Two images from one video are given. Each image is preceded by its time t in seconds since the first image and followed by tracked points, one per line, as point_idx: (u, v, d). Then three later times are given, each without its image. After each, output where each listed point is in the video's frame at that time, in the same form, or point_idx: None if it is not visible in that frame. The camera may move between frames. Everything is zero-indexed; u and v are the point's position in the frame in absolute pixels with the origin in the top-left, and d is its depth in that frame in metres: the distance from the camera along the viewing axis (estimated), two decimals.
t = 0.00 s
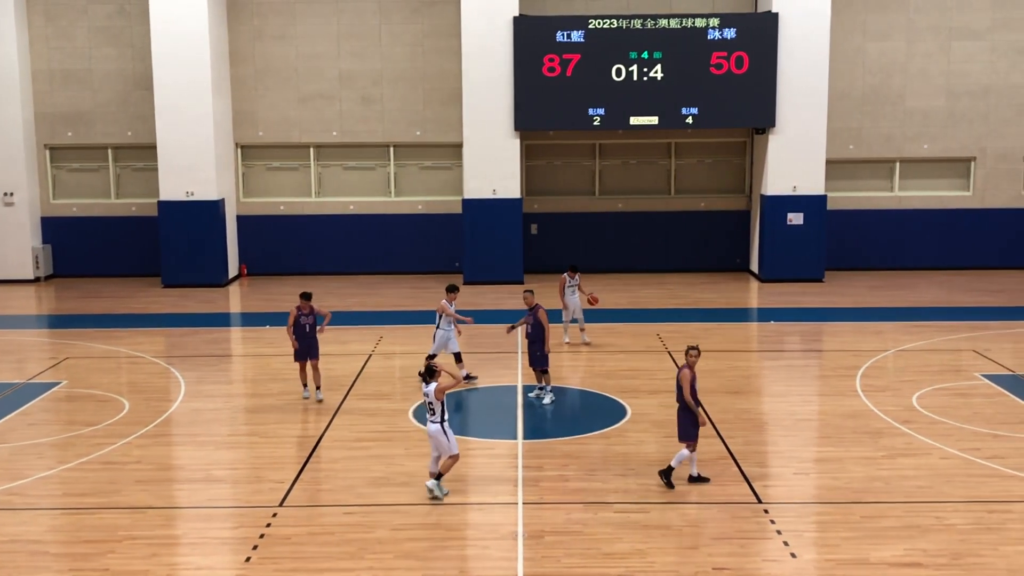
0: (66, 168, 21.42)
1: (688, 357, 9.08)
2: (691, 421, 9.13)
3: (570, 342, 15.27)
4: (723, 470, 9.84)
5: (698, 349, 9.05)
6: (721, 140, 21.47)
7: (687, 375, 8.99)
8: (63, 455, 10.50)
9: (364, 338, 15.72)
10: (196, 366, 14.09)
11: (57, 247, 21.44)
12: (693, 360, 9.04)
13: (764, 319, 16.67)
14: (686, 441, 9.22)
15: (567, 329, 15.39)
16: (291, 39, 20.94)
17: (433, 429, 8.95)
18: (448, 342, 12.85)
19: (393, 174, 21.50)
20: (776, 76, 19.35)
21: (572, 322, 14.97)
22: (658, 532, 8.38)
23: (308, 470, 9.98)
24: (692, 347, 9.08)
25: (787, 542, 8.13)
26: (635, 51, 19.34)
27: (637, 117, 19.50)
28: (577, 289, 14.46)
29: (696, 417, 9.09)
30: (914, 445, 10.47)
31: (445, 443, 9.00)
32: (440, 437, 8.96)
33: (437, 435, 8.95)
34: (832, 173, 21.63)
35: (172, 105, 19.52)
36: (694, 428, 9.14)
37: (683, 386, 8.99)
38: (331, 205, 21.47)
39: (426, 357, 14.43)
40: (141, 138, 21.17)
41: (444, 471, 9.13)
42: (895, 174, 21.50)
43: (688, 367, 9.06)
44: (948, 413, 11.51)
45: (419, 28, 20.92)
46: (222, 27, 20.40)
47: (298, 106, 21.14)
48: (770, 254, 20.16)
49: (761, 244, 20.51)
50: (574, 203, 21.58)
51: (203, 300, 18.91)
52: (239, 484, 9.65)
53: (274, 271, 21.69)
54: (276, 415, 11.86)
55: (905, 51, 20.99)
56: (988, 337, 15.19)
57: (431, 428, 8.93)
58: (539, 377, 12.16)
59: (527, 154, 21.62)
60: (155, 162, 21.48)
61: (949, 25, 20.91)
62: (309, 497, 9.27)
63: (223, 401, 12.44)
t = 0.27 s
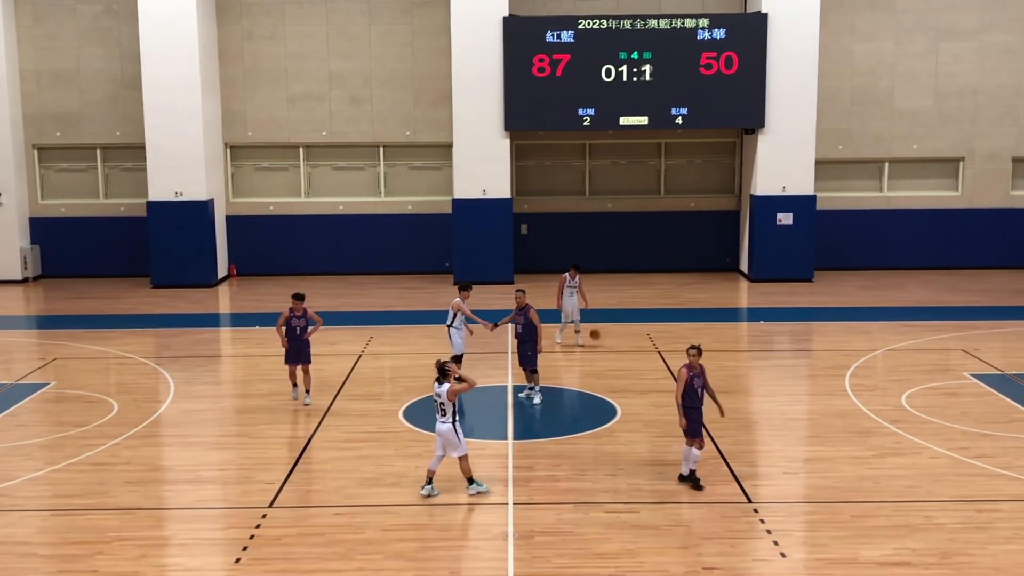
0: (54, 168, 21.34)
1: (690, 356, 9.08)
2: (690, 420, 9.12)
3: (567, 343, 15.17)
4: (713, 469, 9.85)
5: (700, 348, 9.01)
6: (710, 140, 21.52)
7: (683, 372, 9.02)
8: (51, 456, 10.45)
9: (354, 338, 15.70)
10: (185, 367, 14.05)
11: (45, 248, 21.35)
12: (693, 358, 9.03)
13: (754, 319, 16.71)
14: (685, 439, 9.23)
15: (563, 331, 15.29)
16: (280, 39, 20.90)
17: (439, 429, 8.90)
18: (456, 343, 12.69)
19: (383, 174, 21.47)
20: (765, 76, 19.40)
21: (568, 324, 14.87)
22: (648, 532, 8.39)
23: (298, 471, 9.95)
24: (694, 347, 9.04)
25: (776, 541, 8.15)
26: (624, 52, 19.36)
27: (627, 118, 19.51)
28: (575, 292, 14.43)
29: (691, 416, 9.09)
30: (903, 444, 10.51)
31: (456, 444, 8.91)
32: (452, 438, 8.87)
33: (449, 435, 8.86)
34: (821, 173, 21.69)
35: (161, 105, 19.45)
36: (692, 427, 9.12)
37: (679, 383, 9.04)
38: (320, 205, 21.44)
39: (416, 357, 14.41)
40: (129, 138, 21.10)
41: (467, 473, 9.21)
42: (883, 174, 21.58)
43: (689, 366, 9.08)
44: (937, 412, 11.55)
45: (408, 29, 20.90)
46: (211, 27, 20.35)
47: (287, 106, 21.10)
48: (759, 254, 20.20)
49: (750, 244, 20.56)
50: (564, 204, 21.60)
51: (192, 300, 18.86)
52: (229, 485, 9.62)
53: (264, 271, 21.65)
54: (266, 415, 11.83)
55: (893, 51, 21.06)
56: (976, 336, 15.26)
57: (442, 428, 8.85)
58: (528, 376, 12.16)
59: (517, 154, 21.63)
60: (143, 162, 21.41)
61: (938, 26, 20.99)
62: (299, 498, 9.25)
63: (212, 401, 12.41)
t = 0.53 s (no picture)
0: (47, 168, 21.30)
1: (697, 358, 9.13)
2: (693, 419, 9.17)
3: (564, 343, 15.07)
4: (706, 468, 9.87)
5: (702, 349, 9.03)
6: (704, 140, 21.55)
7: (686, 373, 9.12)
8: (44, 456, 10.43)
9: (348, 337, 15.69)
10: (179, 366, 14.03)
11: (38, 247, 21.29)
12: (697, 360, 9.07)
13: (747, 319, 16.74)
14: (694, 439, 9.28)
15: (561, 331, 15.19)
16: (274, 39, 20.88)
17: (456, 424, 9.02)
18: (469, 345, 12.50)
19: (376, 174, 21.47)
20: (758, 77, 19.43)
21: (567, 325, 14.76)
22: (642, 531, 8.40)
23: (291, 470, 9.94)
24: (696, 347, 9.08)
25: (770, 540, 8.17)
26: (618, 52, 19.38)
27: (621, 118, 19.52)
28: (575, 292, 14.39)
29: (693, 416, 9.14)
30: (896, 443, 10.54)
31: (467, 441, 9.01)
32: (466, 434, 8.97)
33: (463, 430, 8.98)
34: (814, 173, 21.74)
35: (154, 105, 19.42)
36: (695, 427, 9.18)
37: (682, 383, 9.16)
38: (313, 205, 21.42)
39: (409, 357, 14.41)
40: (122, 138, 21.06)
41: (467, 470, 9.22)
42: (876, 175, 21.64)
43: (694, 367, 9.14)
44: (930, 411, 11.58)
45: (402, 29, 20.89)
46: (205, 27, 20.32)
47: (280, 106, 21.07)
48: (752, 254, 20.24)
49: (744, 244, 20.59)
50: (558, 203, 21.62)
51: (185, 299, 18.83)
52: (222, 484, 9.61)
53: (257, 271, 21.62)
54: (260, 415, 11.81)
55: (886, 52, 21.12)
56: (969, 335, 15.31)
57: (459, 424, 8.98)
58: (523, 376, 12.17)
59: (511, 154, 21.65)
60: (136, 162, 21.37)
61: (931, 26, 21.05)
62: (292, 498, 9.24)
63: (205, 401, 12.39)
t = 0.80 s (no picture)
0: (43, 169, 21.28)
1: (706, 361, 9.05)
2: (707, 421, 9.12)
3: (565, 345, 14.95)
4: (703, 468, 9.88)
5: (717, 352, 9.02)
6: (700, 142, 21.57)
7: (702, 377, 8.98)
8: (40, 456, 10.41)
9: (344, 338, 15.68)
10: (176, 367, 14.01)
11: (34, 248, 21.26)
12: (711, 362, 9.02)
13: (743, 319, 16.76)
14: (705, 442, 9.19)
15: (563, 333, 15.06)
16: (270, 40, 20.88)
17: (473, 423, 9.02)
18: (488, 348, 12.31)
19: (373, 175, 21.47)
20: (754, 78, 19.46)
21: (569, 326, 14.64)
22: (638, 531, 8.40)
23: (288, 471, 9.94)
24: (710, 351, 9.02)
25: (766, 540, 8.18)
26: (614, 53, 19.40)
27: (617, 119, 19.54)
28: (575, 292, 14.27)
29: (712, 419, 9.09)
30: (892, 443, 10.55)
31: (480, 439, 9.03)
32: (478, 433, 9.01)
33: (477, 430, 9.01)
34: (811, 174, 21.78)
35: (151, 105, 19.41)
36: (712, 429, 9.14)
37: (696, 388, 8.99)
38: (310, 206, 21.42)
39: (406, 357, 14.40)
40: (119, 139, 21.05)
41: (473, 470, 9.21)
42: (872, 176, 21.68)
43: (703, 370, 9.02)
44: (926, 411, 11.60)
45: (399, 30, 20.90)
46: (201, 28, 20.31)
47: (277, 107, 21.07)
48: (749, 255, 20.27)
49: (740, 245, 20.61)
50: (554, 204, 21.63)
51: (182, 300, 18.82)
52: (219, 484, 9.60)
53: (253, 271, 21.62)
54: (256, 415, 11.80)
55: (882, 53, 21.16)
56: (965, 336, 15.34)
57: (472, 424, 8.98)
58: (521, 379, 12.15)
59: (507, 155, 21.67)
60: (133, 163, 21.36)
61: (927, 28, 21.09)
62: (289, 498, 9.23)
63: (202, 401, 12.38)
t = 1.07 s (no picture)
0: (42, 168, 21.26)
1: (720, 363, 8.84)
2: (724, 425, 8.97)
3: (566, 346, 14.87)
4: (701, 469, 9.88)
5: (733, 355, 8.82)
6: (699, 141, 21.56)
7: (716, 381, 8.77)
8: (38, 457, 10.40)
9: (343, 338, 15.68)
10: (174, 367, 14.00)
11: (33, 248, 21.25)
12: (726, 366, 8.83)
13: (742, 319, 16.76)
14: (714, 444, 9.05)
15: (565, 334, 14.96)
16: (269, 39, 20.86)
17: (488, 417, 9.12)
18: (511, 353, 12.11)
19: (372, 174, 21.45)
20: (753, 77, 19.45)
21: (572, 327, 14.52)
22: (637, 532, 8.40)
23: (286, 471, 9.93)
24: (725, 354, 8.80)
25: (765, 540, 8.17)
26: (613, 52, 19.39)
27: (616, 118, 19.53)
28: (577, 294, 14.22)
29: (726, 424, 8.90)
30: (891, 443, 10.55)
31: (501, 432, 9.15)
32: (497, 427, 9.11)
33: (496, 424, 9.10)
34: (810, 173, 21.77)
35: (149, 104, 19.39)
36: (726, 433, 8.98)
37: (711, 392, 8.77)
38: (308, 205, 21.40)
39: (405, 357, 14.39)
40: (117, 138, 21.03)
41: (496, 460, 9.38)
42: (871, 175, 21.68)
43: (717, 373, 8.82)
44: (925, 411, 11.60)
45: (397, 29, 20.88)
46: (199, 27, 20.29)
47: (275, 106, 21.05)
48: (748, 254, 20.26)
49: (739, 244, 20.61)
50: (553, 204, 21.62)
51: (180, 300, 18.81)
52: (217, 485, 9.60)
53: (252, 271, 21.61)
54: (255, 415, 11.80)
55: (881, 52, 21.15)
56: (963, 335, 15.34)
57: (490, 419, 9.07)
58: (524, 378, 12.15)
59: (506, 154, 21.66)
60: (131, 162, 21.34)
61: (925, 27, 21.08)
62: (288, 498, 9.22)
63: (201, 401, 12.38)
